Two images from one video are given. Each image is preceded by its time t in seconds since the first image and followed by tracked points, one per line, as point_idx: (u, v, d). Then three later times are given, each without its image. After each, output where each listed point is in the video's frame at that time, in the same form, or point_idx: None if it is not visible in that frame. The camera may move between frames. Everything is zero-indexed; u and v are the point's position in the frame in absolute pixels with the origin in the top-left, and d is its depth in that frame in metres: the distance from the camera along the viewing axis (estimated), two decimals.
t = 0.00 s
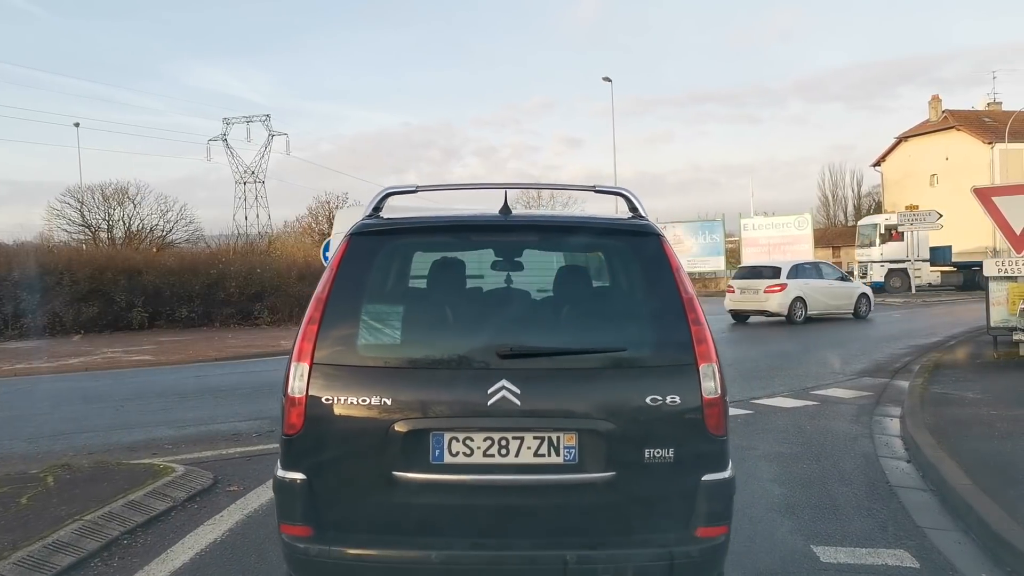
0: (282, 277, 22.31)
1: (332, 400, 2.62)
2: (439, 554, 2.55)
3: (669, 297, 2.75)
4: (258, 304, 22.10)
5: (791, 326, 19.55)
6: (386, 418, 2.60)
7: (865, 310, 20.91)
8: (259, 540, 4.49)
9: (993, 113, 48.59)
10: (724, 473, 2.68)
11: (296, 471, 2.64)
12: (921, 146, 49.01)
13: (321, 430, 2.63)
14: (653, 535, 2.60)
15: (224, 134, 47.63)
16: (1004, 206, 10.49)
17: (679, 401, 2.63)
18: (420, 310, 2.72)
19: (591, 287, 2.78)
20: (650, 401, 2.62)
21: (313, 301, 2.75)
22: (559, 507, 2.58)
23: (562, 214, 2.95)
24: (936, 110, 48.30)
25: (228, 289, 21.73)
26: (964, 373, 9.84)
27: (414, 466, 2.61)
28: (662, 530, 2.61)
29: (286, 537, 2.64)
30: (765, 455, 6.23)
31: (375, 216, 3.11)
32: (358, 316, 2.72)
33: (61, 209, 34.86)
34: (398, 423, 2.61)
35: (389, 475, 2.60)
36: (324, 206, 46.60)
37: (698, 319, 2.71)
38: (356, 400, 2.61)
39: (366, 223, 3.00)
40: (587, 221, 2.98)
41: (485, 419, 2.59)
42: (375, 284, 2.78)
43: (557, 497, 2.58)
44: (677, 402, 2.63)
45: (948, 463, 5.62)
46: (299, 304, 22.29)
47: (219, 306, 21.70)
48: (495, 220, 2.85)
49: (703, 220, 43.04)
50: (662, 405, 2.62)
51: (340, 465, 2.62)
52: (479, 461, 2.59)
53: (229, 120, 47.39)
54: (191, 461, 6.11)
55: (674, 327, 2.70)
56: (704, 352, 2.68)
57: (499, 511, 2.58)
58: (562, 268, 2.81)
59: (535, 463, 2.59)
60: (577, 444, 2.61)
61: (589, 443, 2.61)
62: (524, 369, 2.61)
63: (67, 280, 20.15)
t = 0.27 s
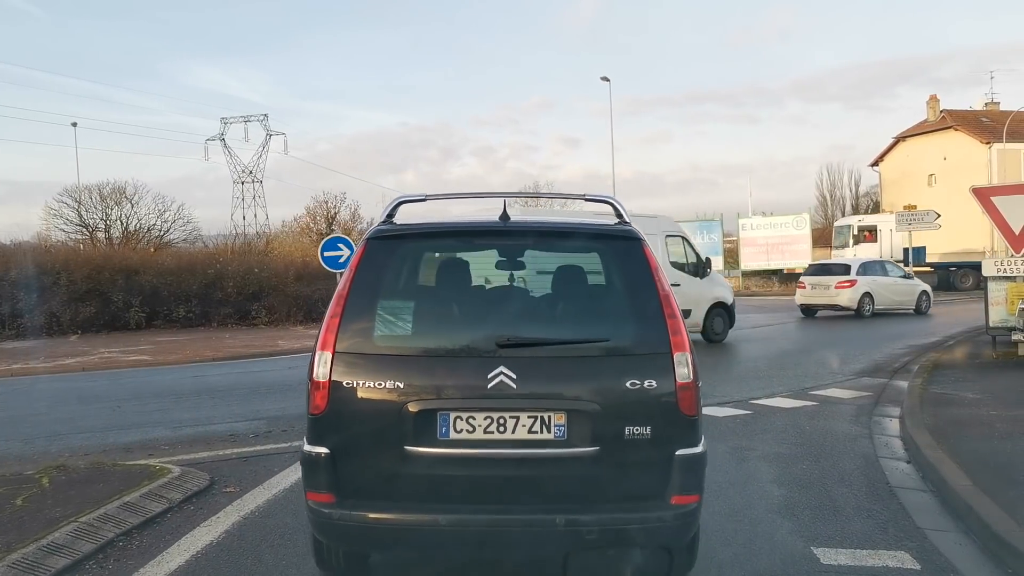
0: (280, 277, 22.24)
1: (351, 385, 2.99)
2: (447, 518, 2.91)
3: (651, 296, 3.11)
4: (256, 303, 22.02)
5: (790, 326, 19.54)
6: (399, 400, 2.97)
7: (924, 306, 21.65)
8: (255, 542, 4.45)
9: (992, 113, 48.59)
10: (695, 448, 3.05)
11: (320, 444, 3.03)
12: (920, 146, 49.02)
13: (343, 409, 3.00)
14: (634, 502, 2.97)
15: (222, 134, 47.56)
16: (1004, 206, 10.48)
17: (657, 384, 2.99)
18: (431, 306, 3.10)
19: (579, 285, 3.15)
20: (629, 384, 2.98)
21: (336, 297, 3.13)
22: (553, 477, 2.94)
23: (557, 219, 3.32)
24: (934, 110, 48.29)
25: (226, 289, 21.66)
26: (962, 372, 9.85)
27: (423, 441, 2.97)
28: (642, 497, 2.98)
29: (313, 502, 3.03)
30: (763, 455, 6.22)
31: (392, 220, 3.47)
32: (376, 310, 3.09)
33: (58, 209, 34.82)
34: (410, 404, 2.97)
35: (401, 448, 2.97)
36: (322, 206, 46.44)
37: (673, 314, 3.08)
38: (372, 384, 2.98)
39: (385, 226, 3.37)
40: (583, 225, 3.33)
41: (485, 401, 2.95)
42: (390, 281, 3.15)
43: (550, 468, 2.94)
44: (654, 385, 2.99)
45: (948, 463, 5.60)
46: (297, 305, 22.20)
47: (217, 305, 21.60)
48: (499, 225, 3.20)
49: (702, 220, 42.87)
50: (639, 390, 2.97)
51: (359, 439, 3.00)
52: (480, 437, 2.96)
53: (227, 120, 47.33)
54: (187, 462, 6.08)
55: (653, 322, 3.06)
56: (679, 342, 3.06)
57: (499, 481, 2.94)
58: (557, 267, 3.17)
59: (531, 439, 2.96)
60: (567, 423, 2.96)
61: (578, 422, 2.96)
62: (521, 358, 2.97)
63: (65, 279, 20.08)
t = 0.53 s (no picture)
0: (278, 277, 22.20)
1: (376, 369, 3.64)
2: (455, 481, 3.56)
3: (629, 294, 3.74)
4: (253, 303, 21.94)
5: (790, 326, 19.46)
6: (416, 382, 3.61)
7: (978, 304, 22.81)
8: (251, 544, 4.41)
9: (992, 112, 48.56)
10: (668, 423, 3.67)
11: (346, 419, 3.69)
12: (919, 146, 49.03)
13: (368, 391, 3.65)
14: (615, 468, 3.61)
15: (221, 135, 47.49)
16: (1003, 206, 10.46)
17: (634, 367, 3.63)
18: (440, 301, 3.73)
19: (569, 284, 3.78)
20: (612, 368, 3.61)
21: (362, 294, 3.77)
22: (545, 446, 3.57)
23: (551, 227, 3.96)
24: (933, 110, 48.28)
25: (224, 289, 21.59)
26: (961, 372, 9.85)
27: (434, 416, 3.61)
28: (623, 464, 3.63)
29: (342, 468, 3.69)
30: (761, 455, 6.22)
31: (408, 228, 4.12)
32: (394, 305, 3.74)
33: (56, 209, 34.80)
34: (425, 385, 3.61)
35: (415, 422, 3.61)
36: (320, 206, 46.27)
37: (650, 308, 3.72)
38: (395, 368, 3.64)
39: (401, 233, 4.01)
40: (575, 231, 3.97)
41: (489, 382, 3.58)
42: (404, 281, 3.80)
43: (540, 439, 3.57)
44: (633, 368, 3.63)
45: (949, 464, 5.58)
46: (295, 304, 22.11)
47: (215, 305, 21.51)
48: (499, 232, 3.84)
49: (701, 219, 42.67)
50: (619, 373, 3.60)
51: (381, 415, 3.64)
52: (485, 413, 3.59)
53: (226, 120, 47.22)
54: (184, 463, 6.06)
55: (630, 315, 3.70)
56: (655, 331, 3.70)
57: (499, 450, 3.58)
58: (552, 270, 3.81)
59: (523, 414, 3.60)
60: (557, 401, 3.59)
61: (567, 400, 3.59)
62: (521, 345, 3.61)
63: (65, 280, 20.04)
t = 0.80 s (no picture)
0: (276, 278, 22.16)
1: (401, 353, 4.48)
2: (466, 446, 4.39)
3: (613, 290, 4.57)
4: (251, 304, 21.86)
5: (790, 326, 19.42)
6: (433, 363, 4.45)
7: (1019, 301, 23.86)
8: (246, 548, 4.36)
9: (990, 112, 48.56)
10: (647, 400, 4.48)
11: (375, 396, 4.54)
12: (917, 145, 49.06)
13: (393, 372, 4.49)
14: (601, 436, 4.43)
15: (219, 135, 47.35)
16: (1004, 206, 10.42)
17: (617, 351, 4.44)
18: (453, 294, 4.61)
19: (563, 282, 4.62)
20: (599, 352, 4.43)
21: (389, 291, 4.64)
22: (540, 417, 4.40)
23: (550, 235, 4.80)
24: (932, 109, 48.27)
25: (222, 289, 21.51)
26: (962, 372, 9.83)
27: (448, 392, 4.44)
28: (607, 434, 4.45)
29: (372, 435, 4.54)
30: (760, 456, 6.19)
31: (427, 232, 4.98)
32: (414, 296, 4.62)
33: (53, 209, 34.69)
34: (441, 365, 4.44)
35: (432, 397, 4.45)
36: (318, 206, 46.12)
37: (631, 302, 4.55)
38: (417, 352, 4.47)
39: (422, 235, 4.90)
40: (570, 237, 4.80)
41: (495, 364, 4.40)
42: (423, 276, 4.68)
43: (537, 411, 4.40)
44: (618, 352, 4.43)
45: (951, 466, 5.54)
46: (294, 305, 22.01)
47: (212, 306, 21.42)
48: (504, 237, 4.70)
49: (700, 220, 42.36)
50: (603, 357, 4.41)
51: (404, 392, 4.49)
52: (492, 389, 4.41)
53: (224, 120, 47.07)
54: (180, 465, 6.01)
55: (615, 309, 4.53)
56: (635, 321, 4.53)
57: (502, 419, 4.42)
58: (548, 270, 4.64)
59: (522, 392, 4.41)
60: (551, 379, 4.40)
61: (558, 379, 4.41)
62: (523, 332, 4.44)
63: (62, 280, 19.98)
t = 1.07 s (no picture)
0: (274, 278, 22.05)
1: (422, 341, 5.22)
2: (479, 420, 5.12)
3: (604, 286, 5.29)
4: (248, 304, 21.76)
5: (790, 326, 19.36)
6: (450, 351, 5.17)
7: None
8: (239, 554, 4.25)
9: (988, 112, 48.57)
10: (634, 379, 5.19)
11: (398, 378, 5.28)
12: (916, 145, 49.06)
13: (416, 358, 5.24)
14: (594, 412, 5.15)
15: (217, 135, 47.21)
16: (1005, 205, 10.33)
17: (607, 338, 5.15)
18: (467, 289, 5.35)
19: (560, 279, 5.34)
20: (592, 340, 5.14)
21: (411, 289, 5.38)
22: (541, 395, 5.11)
23: (549, 238, 5.51)
24: (930, 109, 48.26)
25: (219, 289, 21.39)
26: (965, 373, 9.76)
27: (462, 374, 5.16)
28: (600, 409, 5.17)
29: (398, 412, 5.30)
30: (763, 459, 6.08)
31: (444, 237, 5.74)
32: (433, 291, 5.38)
33: (50, 209, 34.54)
34: (456, 351, 5.16)
35: (448, 379, 5.18)
36: (317, 206, 45.95)
37: (620, 296, 5.26)
38: (437, 341, 5.20)
39: (440, 240, 5.67)
40: (567, 240, 5.51)
41: (502, 351, 5.12)
42: (441, 274, 5.43)
43: (539, 390, 5.11)
44: (608, 339, 5.15)
45: (956, 469, 5.46)
46: (291, 305, 21.89)
47: (210, 306, 21.31)
48: (511, 240, 5.44)
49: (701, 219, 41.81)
50: (595, 344, 5.12)
51: (424, 374, 5.23)
52: (501, 372, 5.13)
53: (222, 120, 46.92)
54: (175, 468, 5.91)
55: (605, 302, 5.24)
56: (623, 311, 5.25)
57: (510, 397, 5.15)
58: (547, 270, 5.36)
59: (526, 374, 5.12)
60: (550, 363, 5.11)
61: (557, 363, 5.12)
62: (527, 323, 5.16)
63: (58, 280, 19.88)
